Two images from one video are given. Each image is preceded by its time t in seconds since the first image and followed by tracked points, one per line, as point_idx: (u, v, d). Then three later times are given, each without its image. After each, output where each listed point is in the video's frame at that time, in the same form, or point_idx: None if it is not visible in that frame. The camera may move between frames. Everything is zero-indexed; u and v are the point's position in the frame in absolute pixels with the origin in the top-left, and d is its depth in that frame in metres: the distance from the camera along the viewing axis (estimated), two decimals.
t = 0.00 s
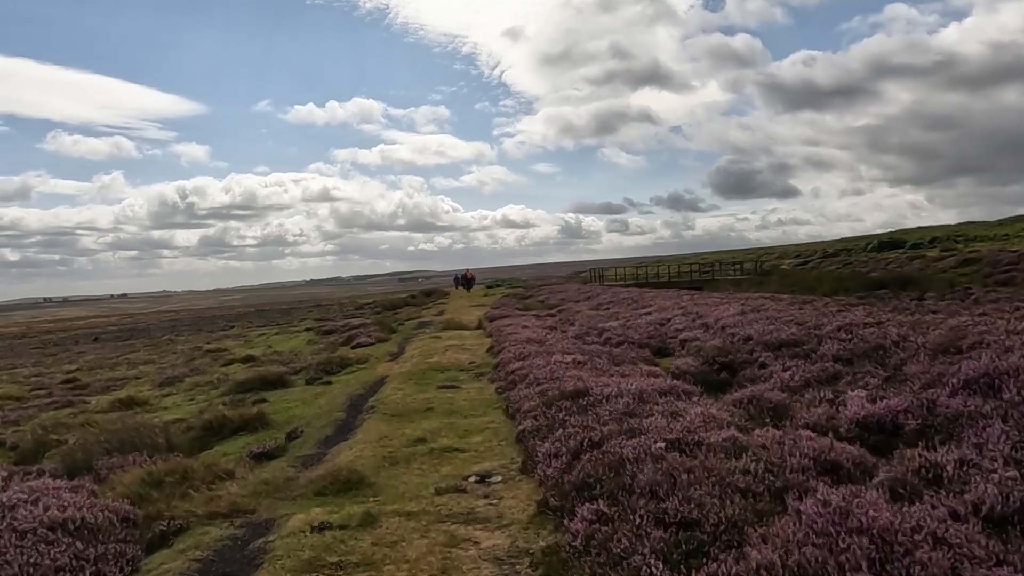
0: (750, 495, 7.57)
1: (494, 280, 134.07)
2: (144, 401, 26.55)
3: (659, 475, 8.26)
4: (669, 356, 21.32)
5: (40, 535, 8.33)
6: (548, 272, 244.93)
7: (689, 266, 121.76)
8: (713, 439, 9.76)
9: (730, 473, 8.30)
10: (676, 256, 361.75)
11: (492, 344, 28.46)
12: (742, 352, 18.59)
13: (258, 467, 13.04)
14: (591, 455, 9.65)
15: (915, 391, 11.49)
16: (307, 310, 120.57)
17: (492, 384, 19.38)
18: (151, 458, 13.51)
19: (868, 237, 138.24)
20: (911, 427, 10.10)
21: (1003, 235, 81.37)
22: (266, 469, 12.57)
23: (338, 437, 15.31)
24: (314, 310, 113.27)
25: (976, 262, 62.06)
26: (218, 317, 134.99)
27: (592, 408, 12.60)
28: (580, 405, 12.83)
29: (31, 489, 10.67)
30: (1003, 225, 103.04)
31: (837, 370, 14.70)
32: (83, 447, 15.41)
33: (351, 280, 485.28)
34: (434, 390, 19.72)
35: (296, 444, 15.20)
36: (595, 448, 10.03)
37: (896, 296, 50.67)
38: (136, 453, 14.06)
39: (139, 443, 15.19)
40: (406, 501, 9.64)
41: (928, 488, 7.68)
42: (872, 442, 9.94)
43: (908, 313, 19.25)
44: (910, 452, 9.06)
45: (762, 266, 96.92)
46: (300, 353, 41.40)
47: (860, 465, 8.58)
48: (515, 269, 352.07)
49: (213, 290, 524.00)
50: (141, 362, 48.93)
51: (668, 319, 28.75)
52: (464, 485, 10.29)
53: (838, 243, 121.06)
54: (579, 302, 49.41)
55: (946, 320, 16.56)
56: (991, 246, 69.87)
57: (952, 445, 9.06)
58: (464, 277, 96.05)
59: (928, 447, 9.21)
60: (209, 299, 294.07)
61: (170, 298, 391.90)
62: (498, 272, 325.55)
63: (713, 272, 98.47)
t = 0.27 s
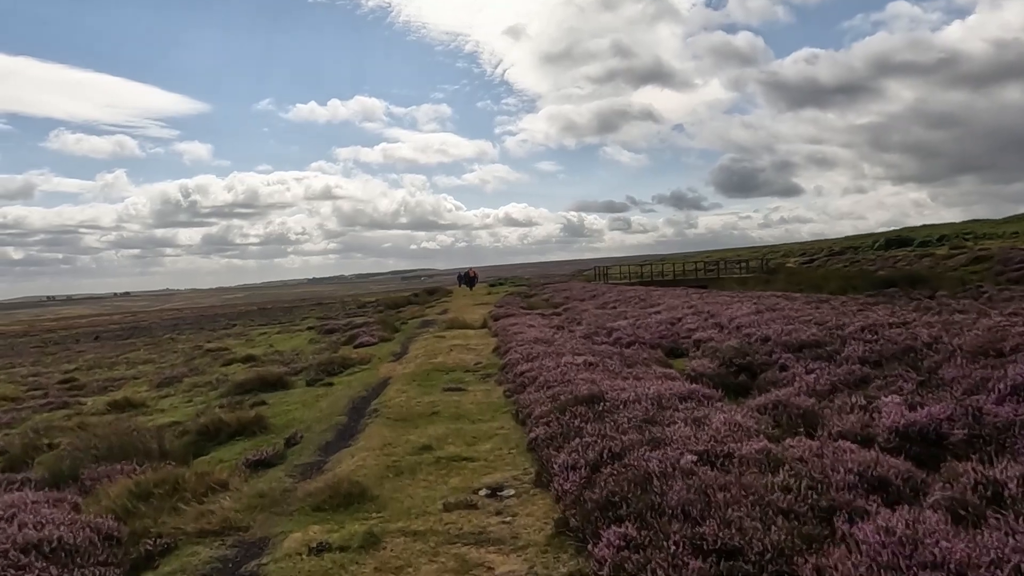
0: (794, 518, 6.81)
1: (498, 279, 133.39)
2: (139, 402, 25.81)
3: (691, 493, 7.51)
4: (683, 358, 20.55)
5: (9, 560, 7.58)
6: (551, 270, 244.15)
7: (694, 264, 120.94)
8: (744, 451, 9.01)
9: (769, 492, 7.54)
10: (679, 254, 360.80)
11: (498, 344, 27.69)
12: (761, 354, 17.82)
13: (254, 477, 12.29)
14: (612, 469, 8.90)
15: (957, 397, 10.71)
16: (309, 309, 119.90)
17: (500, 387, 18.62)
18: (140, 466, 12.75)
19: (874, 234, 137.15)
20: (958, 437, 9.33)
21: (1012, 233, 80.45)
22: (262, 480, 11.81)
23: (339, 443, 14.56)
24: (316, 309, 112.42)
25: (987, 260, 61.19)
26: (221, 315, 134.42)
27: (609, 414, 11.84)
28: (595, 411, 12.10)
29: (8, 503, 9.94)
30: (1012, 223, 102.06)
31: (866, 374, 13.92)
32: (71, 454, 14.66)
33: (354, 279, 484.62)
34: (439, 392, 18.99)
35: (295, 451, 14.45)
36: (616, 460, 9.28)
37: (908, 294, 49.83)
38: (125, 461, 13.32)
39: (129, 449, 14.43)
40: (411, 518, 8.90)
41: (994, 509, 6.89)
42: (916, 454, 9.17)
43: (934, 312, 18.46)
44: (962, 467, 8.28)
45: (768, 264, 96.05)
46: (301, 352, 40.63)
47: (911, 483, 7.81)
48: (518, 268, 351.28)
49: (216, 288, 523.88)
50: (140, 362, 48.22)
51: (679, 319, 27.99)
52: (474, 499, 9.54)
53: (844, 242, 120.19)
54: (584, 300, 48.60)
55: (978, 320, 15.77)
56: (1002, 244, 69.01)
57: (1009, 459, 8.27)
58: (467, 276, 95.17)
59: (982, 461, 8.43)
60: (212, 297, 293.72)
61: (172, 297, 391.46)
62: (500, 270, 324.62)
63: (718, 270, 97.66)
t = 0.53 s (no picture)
0: (837, 543, 6.13)
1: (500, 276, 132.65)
2: (133, 404, 25.13)
3: (719, 513, 6.82)
4: (694, 359, 19.85)
5: None
6: (553, 267, 243.37)
7: (697, 262, 120.11)
8: (772, 463, 8.31)
9: (804, 511, 6.85)
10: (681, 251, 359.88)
11: (501, 344, 26.99)
12: (776, 355, 17.13)
13: (244, 487, 11.60)
14: (628, 483, 8.22)
15: (995, 404, 10.01)
16: (310, 307, 119.23)
17: (505, 388, 17.92)
18: (124, 476, 12.06)
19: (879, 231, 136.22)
20: (1001, 448, 8.65)
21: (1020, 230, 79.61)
22: (253, 491, 11.14)
23: (337, 450, 13.87)
24: (317, 307, 111.63)
25: (996, 257, 60.39)
26: (221, 314, 133.78)
27: (621, 421, 11.17)
28: (606, 417, 11.42)
29: None
30: (1018, 220, 101.20)
31: (889, 377, 13.23)
32: (56, 462, 13.98)
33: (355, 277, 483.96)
34: (441, 395, 18.30)
35: (290, 458, 13.76)
36: (632, 472, 8.61)
37: (917, 292, 49.06)
38: (110, 471, 12.63)
39: (115, 456, 13.75)
40: (410, 536, 8.22)
41: None
42: (957, 468, 8.48)
43: (956, 311, 17.76)
44: (1011, 482, 7.59)
45: (772, 261, 95.26)
46: (301, 352, 39.91)
47: (960, 501, 7.11)
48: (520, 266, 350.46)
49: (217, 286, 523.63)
50: (138, 361, 47.53)
51: (688, 317, 27.29)
52: (478, 514, 8.86)
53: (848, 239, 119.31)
54: (588, 299, 47.82)
55: (1005, 320, 15.06)
56: (1010, 240, 68.22)
57: None
58: (469, 273, 94.36)
59: None
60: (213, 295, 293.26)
61: (174, 295, 390.94)
62: (502, 268, 323.81)
63: (722, 267, 96.86)
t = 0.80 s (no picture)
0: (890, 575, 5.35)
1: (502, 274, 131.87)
2: (123, 406, 24.37)
3: (751, 537, 6.04)
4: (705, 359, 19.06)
5: None
6: (555, 265, 242.54)
7: (700, 259, 119.25)
8: (804, 478, 7.54)
9: (846, 535, 6.08)
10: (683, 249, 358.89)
11: (504, 343, 26.21)
12: (792, 355, 16.33)
13: (229, 500, 10.85)
14: (645, 500, 7.46)
15: None
16: (310, 305, 118.55)
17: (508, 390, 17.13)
18: (101, 487, 11.31)
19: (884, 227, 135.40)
20: None
21: None
22: (238, 505, 10.38)
23: (330, 457, 13.08)
24: (318, 305, 110.81)
25: (1005, 253, 59.55)
26: (222, 312, 133.12)
27: (634, 428, 10.39)
28: (617, 424, 10.65)
29: None
30: None
31: (916, 378, 12.44)
32: (34, 470, 13.23)
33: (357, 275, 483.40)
34: (441, 397, 17.53)
35: (280, 466, 12.99)
36: (649, 487, 7.84)
37: (926, 288, 48.23)
38: (87, 481, 11.88)
39: (95, 464, 12.99)
40: (403, 559, 7.44)
41: None
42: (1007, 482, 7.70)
43: (980, 309, 16.95)
44: None
45: (776, 258, 94.42)
46: (298, 351, 39.11)
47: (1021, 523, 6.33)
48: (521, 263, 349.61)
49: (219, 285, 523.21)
50: (134, 361, 46.79)
51: (696, 315, 26.50)
52: (480, 532, 8.10)
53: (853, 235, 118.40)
54: (591, 297, 46.98)
55: None
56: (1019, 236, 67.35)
57: None
58: (471, 271, 93.51)
59: None
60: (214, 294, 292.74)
61: (175, 293, 390.37)
62: (504, 266, 323.19)
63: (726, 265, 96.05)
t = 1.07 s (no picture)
0: None
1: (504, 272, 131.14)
2: (117, 408, 23.67)
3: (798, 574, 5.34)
4: (718, 361, 18.36)
5: None
6: (557, 263, 241.77)
7: (704, 257, 118.45)
8: (845, 500, 6.84)
9: (905, 570, 5.37)
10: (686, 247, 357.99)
11: (508, 343, 25.49)
12: (811, 358, 15.62)
13: (218, 515, 10.16)
14: (671, 525, 6.76)
15: None
16: (311, 304, 117.86)
17: (514, 394, 16.44)
18: (82, 501, 10.62)
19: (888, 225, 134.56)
20: None
21: None
22: (228, 522, 9.68)
23: (327, 466, 12.37)
24: (319, 304, 110.07)
25: (1014, 251, 58.78)
26: (222, 310, 132.49)
27: (651, 439, 9.70)
28: (634, 435, 9.95)
29: None
30: None
31: (949, 384, 11.73)
32: (15, 480, 12.54)
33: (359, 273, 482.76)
34: (444, 401, 16.82)
35: (275, 477, 12.29)
36: (674, 509, 7.14)
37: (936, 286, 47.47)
38: (69, 494, 11.19)
39: (78, 474, 12.29)
40: None
41: None
42: None
43: (1007, 309, 16.21)
44: None
45: (781, 256, 93.64)
46: (298, 351, 38.41)
47: None
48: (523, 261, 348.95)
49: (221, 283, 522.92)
50: (132, 361, 46.10)
51: (705, 315, 25.77)
52: (488, 557, 7.40)
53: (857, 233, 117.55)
54: (595, 296, 46.28)
55: None
56: None
57: None
58: (473, 270, 92.74)
59: None
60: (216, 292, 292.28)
61: (177, 292, 389.84)
62: (506, 264, 322.36)
63: (730, 262, 95.29)
